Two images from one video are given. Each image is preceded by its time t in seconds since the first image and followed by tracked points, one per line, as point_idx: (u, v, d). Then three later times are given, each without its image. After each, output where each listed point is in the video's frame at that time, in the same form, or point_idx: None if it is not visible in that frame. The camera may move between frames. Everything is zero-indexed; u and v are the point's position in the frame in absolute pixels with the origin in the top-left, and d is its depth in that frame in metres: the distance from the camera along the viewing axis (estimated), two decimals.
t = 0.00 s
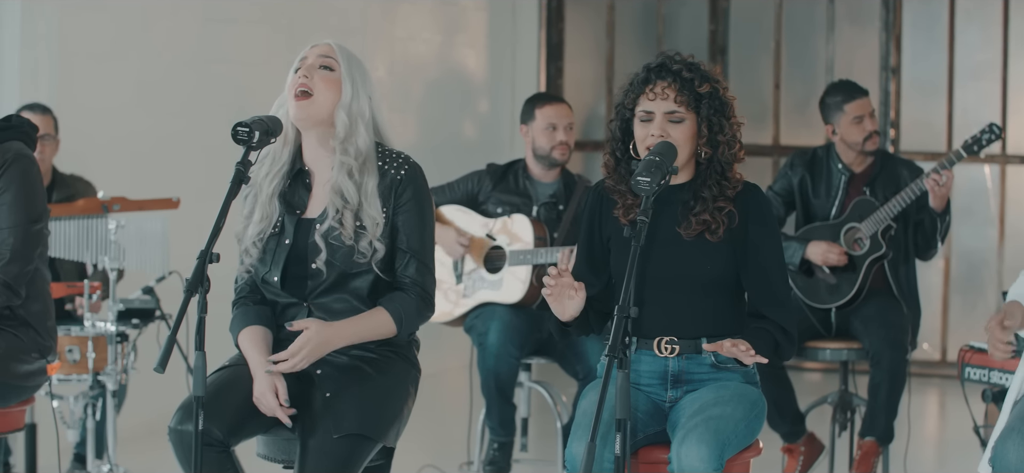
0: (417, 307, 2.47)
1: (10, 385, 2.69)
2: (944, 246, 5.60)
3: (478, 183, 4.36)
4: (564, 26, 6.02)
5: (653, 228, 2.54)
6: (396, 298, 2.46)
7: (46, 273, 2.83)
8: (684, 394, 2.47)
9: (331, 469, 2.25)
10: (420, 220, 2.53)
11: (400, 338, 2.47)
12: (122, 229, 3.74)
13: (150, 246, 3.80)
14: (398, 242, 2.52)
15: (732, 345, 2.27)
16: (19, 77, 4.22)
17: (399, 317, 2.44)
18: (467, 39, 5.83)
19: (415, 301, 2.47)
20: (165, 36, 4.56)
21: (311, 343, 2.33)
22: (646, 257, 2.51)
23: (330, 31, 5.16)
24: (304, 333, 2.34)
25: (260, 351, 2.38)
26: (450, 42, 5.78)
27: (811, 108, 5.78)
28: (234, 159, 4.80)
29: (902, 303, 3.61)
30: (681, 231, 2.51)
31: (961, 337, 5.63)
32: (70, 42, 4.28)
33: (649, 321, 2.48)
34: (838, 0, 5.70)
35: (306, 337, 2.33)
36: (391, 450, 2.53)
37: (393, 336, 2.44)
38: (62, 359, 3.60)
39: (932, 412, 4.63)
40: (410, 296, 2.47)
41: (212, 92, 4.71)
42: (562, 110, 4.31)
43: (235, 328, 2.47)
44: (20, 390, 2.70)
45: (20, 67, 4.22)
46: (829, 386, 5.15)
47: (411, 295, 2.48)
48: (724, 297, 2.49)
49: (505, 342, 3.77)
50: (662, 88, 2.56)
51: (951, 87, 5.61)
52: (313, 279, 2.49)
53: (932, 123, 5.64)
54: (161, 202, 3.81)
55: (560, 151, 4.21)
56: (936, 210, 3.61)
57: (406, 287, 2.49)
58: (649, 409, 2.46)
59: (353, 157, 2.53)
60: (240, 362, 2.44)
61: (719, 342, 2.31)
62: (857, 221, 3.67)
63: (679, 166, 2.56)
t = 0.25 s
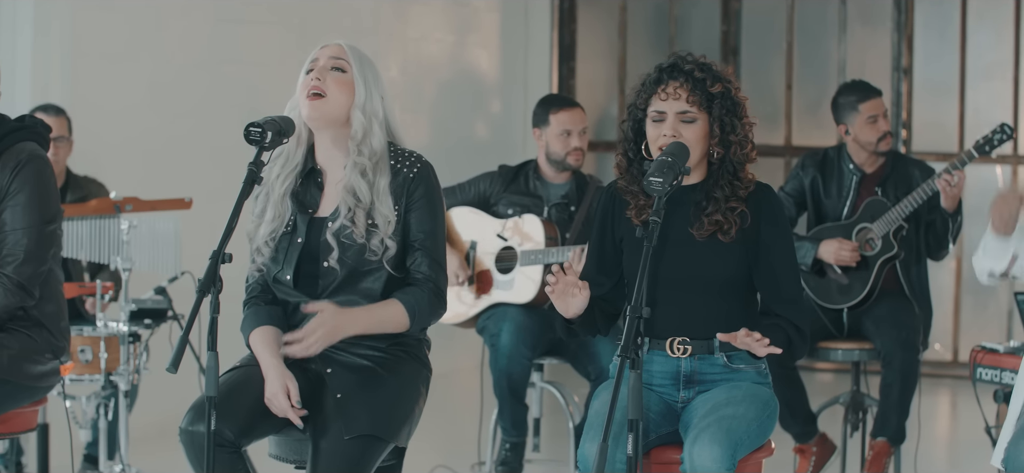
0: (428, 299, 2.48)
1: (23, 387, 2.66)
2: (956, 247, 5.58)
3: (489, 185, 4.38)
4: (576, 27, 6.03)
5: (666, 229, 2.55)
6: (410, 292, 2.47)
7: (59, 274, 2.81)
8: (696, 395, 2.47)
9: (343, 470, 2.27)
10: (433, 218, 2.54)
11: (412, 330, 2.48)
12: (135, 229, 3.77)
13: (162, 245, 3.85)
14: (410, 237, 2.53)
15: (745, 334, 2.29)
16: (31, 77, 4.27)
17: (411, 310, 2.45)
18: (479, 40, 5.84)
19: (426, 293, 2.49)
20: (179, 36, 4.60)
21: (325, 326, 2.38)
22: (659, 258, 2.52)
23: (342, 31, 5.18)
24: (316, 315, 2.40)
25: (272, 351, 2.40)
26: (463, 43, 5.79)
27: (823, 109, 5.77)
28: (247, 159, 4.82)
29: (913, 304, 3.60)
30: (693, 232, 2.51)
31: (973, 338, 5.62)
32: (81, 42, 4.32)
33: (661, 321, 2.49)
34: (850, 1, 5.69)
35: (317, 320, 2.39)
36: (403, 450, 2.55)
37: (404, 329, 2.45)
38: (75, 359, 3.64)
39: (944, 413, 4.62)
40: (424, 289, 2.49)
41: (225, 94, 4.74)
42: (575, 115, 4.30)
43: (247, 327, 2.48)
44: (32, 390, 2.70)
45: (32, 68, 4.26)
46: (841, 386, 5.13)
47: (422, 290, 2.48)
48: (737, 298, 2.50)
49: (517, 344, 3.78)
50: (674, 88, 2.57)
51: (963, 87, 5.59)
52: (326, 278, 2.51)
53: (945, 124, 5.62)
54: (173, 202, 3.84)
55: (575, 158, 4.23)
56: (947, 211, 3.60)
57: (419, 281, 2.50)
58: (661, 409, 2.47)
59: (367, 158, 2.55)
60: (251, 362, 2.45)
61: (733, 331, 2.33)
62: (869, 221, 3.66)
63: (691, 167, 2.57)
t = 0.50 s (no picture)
0: (438, 286, 2.46)
1: (35, 387, 2.68)
2: (967, 248, 5.57)
3: (502, 185, 4.38)
4: (588, 28, 6.04)
5: (678, 230, 2.55)
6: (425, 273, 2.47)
7: (71, 274, 2.83)
8: (708, 396, 2.48)
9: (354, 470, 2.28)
10: (443, 216, 2.55)
11: (420, 309, 2.44)
12: (147, 229, 3.80)
13: (174, 245, 3.88)
14: (421, 233, 2.54)
15: (755, 323, 2.30)
16: (43, 78, 4.30)
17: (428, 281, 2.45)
18: (491, 40, 5.85)
19: (438, 281, 2.46)
20: (193, 37, 4.63)
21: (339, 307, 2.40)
22: (671, 259, 2.52)
23: (352, 31, 5.19)
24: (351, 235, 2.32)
25: (284, 352, 2.40)
26: (475, 43, 5.80)
27: (834, 110, 5.77)
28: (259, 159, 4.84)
29: (925, 305, 3.59)
30: (705, 233, 2.52)
31: (985, 339, 5.59)
32: (92, 43, 4.36)
33: (673, 322, 2.50)
34: (862, 1, 5.68)
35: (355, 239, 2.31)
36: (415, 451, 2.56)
37: (416, 306, 2.43)
38: (86, 360, 3.67)
39: (955, 414, 4.61)
40: (436, 274, 2.48)
41: (236, 93, 4.77)
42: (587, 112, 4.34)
43: (260, 328, 2.49)
44: (45, 390, 2.72)
45: (45, 68, 4.29)
46: (852, 387, 5.12)
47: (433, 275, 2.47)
48: (748, 299, 2.50)
49: (529, 344, 3.79)
50: (686, 89, 2.58)
51: (975, 88, 5.58)
52: (338, 278, 2.52)
53: (956, 124, 5.61)
54: (185, 203, 3.87)
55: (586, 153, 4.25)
56: (958, 211, 3.60)
57: (429, 269, 2.50)
58: (673, 410, 2.48)
59: (378, 157, 2.57)
60: (265, 362, 2.46)
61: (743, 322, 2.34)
62: (881, 222, 3.65)
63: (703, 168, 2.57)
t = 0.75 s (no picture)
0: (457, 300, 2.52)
1: (48, 386, 2.71)
2: (979, 249, 5.55)
3: (516, 186, 4.40)
4: (601, 29, 6.03)
5: (690, 230, 2.56)
6: (440, 293, 2.52)
7: (82, 273, 2.86)
8: (720, 396, 2.48)
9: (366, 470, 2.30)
10: (460, 219, 2.59)
11: (439, 332, 2.52)
12: (159, 230, 3.82)
13: (185, 247, 3.91)
14: (436, 237, 2.58)
15: (764, 330, 2.30)
16: (55, 77, 4.36)
17: (439, 309, 2.48)
18: (503, 41, 5.86)
19: (455, 296, 2.52)
20: (202, 38, 4.67)
21: (351, 328, 2.40)
22: (683, 260, 2.53)
23: (365, 32, 5.22)
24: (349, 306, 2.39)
25: (297, 353, 2.42)
26: (487, 44, 5.82)
27: (847, 111, 5.76)
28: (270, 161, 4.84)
29: (937, 305, 3.60)
30: (716, 234, 2.52)
31: (997, 339, 5.57)
32: (104, 43, 4.44)
33: (685, 323, 2.50)
34: (874, 2, 5.67)
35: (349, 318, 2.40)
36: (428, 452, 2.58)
37: (432, 330, 2.49)
38: (98, 360, 3.71)
39: (967, 415, 4.59)
40: (452, 289, 2.53)
41: (248, 95, 4.80)
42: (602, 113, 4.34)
43: (273, 328, 2.51)
44: (58, 390, 2.75)
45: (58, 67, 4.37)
46: (864, 388, 5.11)
47: (451, 291, 2.53)
48: (760, 300, 2.51)
49: (541, 345, 3.80)
50: (698, 89, 2.58)
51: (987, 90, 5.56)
52: (351, 279, 2.54)
53: (969, 126, 5.59)
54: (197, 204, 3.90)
55: (599, 153, 4.25)
56: (969, 213, 3.59)
57: (447, 282, 2.55)
58: (685, 411, 2.49)
59: (391, 158, 2.58)
60: (277, 362, 2.49)
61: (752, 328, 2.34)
62: (893, 223, 3.65)
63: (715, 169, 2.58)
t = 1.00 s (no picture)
0: (482, 303, 2.55)
1: (65, 386, 2.75)
2: (996, 250, 5.52)
3: (534, 187, 4.42)
4: (618, 30, 6.05)
5: (707, 231, 2.57)
6: (463, 299, 2.54)
7: (98, 274, 2.90)
8: (737, 398, 2.49)
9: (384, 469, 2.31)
10: (483, 217, 2.60)
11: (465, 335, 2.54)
12: (176, 231, 3.87)
13: (203, 248, 3.92)
14: (455, 238, 2.60)
15: (784, 320, 2.33)
16: (73, 79, 4.32)
17: (461, 314, 2.52)
18: (520, 42, 5.88)
19: (480, 300, 2.55)
20: (220, 39, 4.71)
21: (367, 342, 2.44)
22: (701, 261, 2.54)
23: (383, 33, 5.26)
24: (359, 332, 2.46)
25: (317, 354, 2.46)
26: (504, 45, 5.84)
27: (864, 112, 5.74)
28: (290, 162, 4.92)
29: (954, 306, 3.60)
30: (733, 235, 2.53)
31: (1014, 341, 5.55)
32: (123, 45, 4.42)
33: (703, 324, 2.52)
34: (891, 3, 5.66)
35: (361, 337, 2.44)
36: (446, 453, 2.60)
37: (456, 333, 2.52)
38: (116, 360, 3.76)
39: (984, 416, 4.58)
40: (477, 292, 2.55)
41: (267, 95, 4.86)
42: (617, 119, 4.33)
43: (290, 329, 2.55)
44: (74, 389, 2.78)
45: (74, 66, 4.32)
46: (882, 389, 5.10)
47: (476, 296, 2.55)
48: (777, 300, 2.51)
49: (558, 345, 3.82)
50: (715, 90, 2.60)
51: (1004, 91, 5.54)
52: (370, 279, 2.56)
53: (985, 127, 5.58)
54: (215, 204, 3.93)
55: (610, 162, 4.24)
56: (986, 214, 3.59)
57: (474, 286, 2.57)
58: (703, 412, 2.50)
59: (413, 159, 2.62)
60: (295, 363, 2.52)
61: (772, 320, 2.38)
62: (910, 224, 3.64)
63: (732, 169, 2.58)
